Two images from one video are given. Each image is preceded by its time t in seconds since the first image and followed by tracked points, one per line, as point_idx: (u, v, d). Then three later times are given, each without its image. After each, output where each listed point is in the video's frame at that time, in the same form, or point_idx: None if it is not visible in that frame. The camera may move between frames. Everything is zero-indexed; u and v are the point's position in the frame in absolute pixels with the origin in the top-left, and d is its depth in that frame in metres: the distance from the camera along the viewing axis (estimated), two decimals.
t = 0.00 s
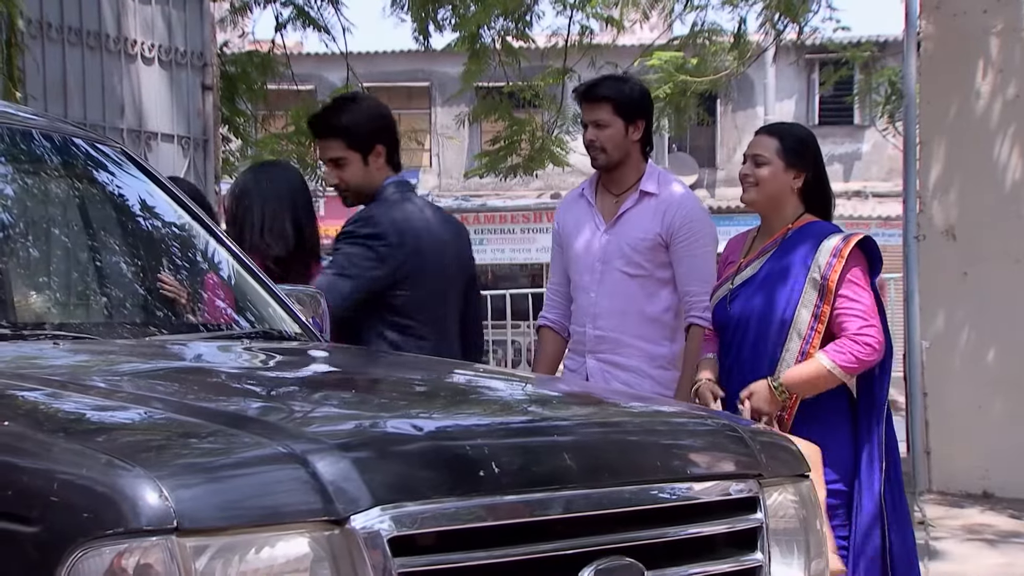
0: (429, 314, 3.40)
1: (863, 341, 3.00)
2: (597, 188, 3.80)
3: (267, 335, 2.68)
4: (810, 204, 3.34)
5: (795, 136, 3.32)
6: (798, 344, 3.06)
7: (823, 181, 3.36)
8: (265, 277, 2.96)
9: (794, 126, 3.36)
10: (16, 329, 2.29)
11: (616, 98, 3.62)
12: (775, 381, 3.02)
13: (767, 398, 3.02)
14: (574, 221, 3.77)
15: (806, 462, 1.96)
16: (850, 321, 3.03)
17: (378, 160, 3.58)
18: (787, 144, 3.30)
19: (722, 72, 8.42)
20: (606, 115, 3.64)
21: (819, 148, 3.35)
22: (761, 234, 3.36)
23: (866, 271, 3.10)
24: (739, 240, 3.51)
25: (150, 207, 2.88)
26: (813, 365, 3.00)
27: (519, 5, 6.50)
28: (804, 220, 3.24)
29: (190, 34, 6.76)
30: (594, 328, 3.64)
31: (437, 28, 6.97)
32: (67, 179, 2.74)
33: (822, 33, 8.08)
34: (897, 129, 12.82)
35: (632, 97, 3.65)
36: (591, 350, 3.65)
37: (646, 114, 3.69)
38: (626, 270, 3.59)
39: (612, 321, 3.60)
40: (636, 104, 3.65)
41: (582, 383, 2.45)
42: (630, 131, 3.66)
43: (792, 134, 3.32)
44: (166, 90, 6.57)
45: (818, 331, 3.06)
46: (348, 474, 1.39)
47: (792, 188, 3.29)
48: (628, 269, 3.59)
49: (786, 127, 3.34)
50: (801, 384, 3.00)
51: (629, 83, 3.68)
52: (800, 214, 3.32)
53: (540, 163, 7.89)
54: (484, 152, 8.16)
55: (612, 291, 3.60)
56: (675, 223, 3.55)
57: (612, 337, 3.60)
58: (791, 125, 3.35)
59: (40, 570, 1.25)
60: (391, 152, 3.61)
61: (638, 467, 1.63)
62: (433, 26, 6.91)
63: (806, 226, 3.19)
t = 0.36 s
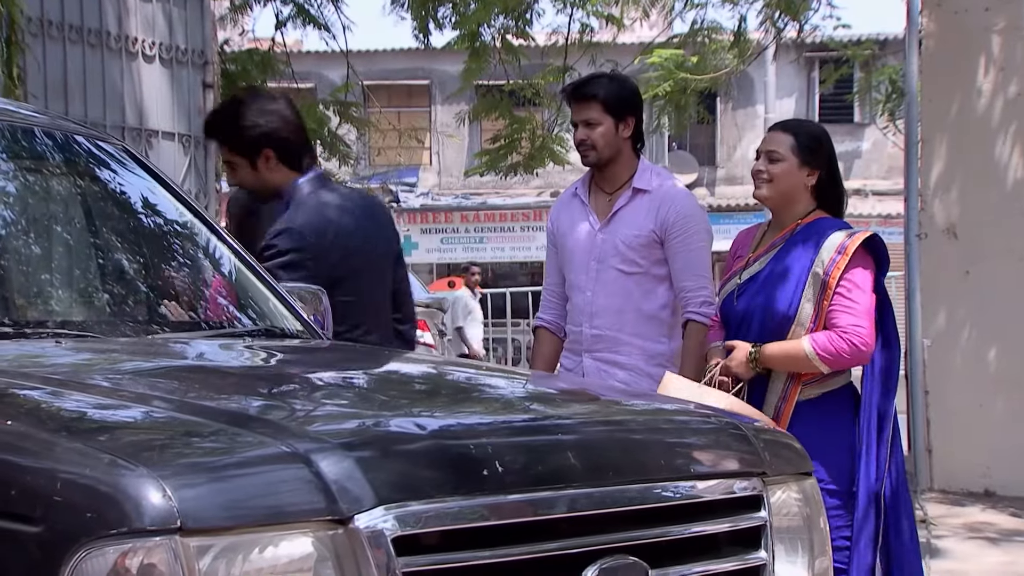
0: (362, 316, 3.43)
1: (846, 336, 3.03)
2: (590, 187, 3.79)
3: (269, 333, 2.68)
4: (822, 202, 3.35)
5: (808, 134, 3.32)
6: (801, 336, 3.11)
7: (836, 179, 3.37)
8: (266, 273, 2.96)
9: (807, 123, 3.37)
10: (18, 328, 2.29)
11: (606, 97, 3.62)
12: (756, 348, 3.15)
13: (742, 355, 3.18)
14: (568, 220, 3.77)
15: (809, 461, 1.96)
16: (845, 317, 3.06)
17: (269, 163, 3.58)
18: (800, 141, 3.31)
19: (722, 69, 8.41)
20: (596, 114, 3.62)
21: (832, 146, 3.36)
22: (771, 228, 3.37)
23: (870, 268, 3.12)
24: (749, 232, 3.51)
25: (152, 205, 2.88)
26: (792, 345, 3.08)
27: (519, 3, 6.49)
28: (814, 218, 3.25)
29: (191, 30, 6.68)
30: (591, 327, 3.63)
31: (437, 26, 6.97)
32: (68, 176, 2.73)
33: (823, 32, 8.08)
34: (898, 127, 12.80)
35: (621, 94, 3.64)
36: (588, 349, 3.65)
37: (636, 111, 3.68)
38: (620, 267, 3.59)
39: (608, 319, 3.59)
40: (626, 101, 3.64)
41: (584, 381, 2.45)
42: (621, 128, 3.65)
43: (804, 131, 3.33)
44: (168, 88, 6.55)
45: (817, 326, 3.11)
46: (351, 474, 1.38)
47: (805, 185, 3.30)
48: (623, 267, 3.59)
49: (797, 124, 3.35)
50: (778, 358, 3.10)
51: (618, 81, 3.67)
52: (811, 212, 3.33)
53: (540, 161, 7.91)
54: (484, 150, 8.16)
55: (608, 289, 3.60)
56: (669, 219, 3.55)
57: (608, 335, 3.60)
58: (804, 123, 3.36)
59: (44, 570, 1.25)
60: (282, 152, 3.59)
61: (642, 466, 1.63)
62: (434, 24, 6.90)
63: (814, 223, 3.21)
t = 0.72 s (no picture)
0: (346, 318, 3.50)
1: (836, 337, 3.03)
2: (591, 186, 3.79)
3: (273, 332, 2.68)
4: (828, 201, 3.35)
5: (816, 133, 3.32)
6: (796, 335, 3.13)
7: (843, 177, 3.37)
8: (269, 271, 2.96)
9: (814, 122, 3.37)
10: (22, 326, 2.29)
11: (605, 97, 3.61)
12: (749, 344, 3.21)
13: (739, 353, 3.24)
14: (570, 221, 3.77)
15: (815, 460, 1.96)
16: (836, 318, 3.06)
17: (251, 156, 3.44)
18: (808, 140, 3.31)
19: (723, 69, 8.39)
20: (595, 114, 3.62)
21: (840, 144, 3.36)
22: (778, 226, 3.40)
23: (864, 270, 3.11)
24: (758, 233, 3.54)
25: (155, 203, 2.88)
26: (786, 343, 3.12)
27: (520, 2, 6.48)
28: (819, 218, 3.25)
29: (193, 29, 6.69)
30: (592, 328, 3.63)
31: (437, 26, 6.96)
32: (72, 175, 2.74)
33: (823, 32, 8.06)
34: (898, 127, 12.79)
35: (621, 94, 3.63)
36: (589, 350, 3.65)
37: (637, 110, 3.67)
38: (620, 268, 3.59)
39: (608, 319, 3.59)
40: (625, 101, 3.63)
41: (587, 380, 2.45)
42: (621, 127, 3.64)
43: (811, 130, 3.33)
44: (170, 88, 6.55)
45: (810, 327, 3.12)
46: (357, 474, 1.38)
47: (812, 185, 3.32)
48: (623, 267, 3.58)
49: (807, 123, 3.35)
50: (772, 356, 3.15)
51: (618, 81, 3.67)
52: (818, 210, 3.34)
53: (541, 161, 7.92)
54: (484, 150, 8.16)
55: (608, 290, 3.60)
56: (668, 218, 3.54)
57: (608, 335, 3.59)
58: (813, 121, 3.36)
59: (50, 571, 1.24)
60: (266, 144, 3.44)
61: (648, 467, 1.63)
62: (434, 24, 6.90)
63: (817, 222, 3.21)
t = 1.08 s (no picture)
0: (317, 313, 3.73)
1: (837, 341, 3.03)
2: (599, 186, 3.79)
3: (278, 333, 2.68)
4: (833, 203, 3.35)
5: (821, 134, 3.32)
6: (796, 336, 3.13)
7: (849, 179, 3.36)
8: (274, 271, 2.96)
9: (819, 123, 3.37)
10: (27, 326, 2.28)
11: (612, 97, 3.61)
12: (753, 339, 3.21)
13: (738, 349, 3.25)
14: (577, 220, 3.76)
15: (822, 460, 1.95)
16: (838, 322, 3.06)
17: (241, 153, 3.69)
18: (811, 142, 3.32)
19: (724, 69, 8.38)
20: (602, 114, 3.62)
21: (845, 144, 3.35)
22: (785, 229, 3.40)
23: (866, 275, 3.10)
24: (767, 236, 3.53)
25: (159, 202, 2.88)
26: (787, 342, 3.12)
27: (520, 2, 6.47)
28: (823, 220, 3.26)
29: (193, 28, 6.72)
30: (596, 327, 3.63)
31: (437, 25, 6.96)
32: (76, 173, 2.72)
33: (824, 32, 8.06)
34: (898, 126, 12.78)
35: (627, 93, 3.63)
36: (592, 350, 3.65)
37: (644, 110, 3.67)
38: (625, 268, 3.58)
39: (613, 320, 3.59)
40: (632, 100, 3.63)
41: (592, 380, 2.44)
42: (628, 127, 3.64)
43: (816, 131, 3.33)
44: (172, 86, 6.55)
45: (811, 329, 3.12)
46: (365, 475, 1.38)
47: (816, 186, 3.32)
48: (628, 268, 3.58)
49: (810, 124, 3.36)
50: (772, 353, 3.15)
51: (625, 80, 3.66)
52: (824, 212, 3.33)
53: (541, 160, 7.91)
54: (484, 149, 8.15)
55: (612, 290, 3.59)
56: (674, 220, 3.54)
57: (613, 336, 3.59)
58: (817, 122, 3.36)
59: (58, 572, 1.24)
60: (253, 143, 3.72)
61: (656, 467, 1.62)
62: (434, 23, 6.90)
63: (820, 226, 3.21)
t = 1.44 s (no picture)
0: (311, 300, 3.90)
1: (855, 338, 3.05)
2: (611, 185, 3.80)
3: (282, 332, 2.68)
4: (835, 202, 3.35)
5: (822, 133, 3.32)
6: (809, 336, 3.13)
7: (850, 178, 3.36)
8: (277, 271, 2.97)
9: (819, 122, 3.36)
10: (29, 325, 2.28)
11: (621, 96, 3.60)
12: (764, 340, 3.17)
13: (750, 349, 3.18)
14: (588, 219, 3.77)
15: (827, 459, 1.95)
16: (854, 319, 3.08)
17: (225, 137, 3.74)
18: (812, 141, 3.31)
19: (723, 68, 8.37)
20: (612, 114, 3.62)
21: (845, 145, 3.35)
22: (784, 229, 3.40)
23: (877, 271, 3.14)
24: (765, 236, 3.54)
25: (162, 201, 2.87)
26: (800, 342, 3.10)
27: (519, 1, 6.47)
28: (826, 220, 3.27)
29: (193, 28, 6.67)
30: (602, 326, 3.64)
31: (435, 24, 6.95)
32: (77, 174, 2.73)
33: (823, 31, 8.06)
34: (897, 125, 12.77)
35: (638, 93, 3.61)
36: (598, 349, 3.66)
37: (655, 110, 3.66)
38: (632, 268, 3.58)
39: (618, 320, 3.60)
40: (642, 100, 3.61)
41: (595, 378, 2.44)
42: (638, 127, 3.63)
43: (817, 130, 3.33)
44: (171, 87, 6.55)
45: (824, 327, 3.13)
46: (371, 474, 1.37)
47: (817, 185, 3.32)
48: (635, 268, 3.58)
49: (811, 124, 3.35)
50: (785, 354, 3.12)
51: (636, 79, 3.64)
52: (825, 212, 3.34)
53: (539, 159, 7.92)
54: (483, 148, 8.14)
55: (619, 291, 3.59)
56: (680, 221, 3.52)
57: (619, 336, 3.60)
58: (817, 123, 3.35)
59: (64, 570, 1.24)
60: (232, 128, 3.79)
61: (661, 466, 1.62)
62: (433, 22, 6.89)
63: (826, 224, 3.23)
